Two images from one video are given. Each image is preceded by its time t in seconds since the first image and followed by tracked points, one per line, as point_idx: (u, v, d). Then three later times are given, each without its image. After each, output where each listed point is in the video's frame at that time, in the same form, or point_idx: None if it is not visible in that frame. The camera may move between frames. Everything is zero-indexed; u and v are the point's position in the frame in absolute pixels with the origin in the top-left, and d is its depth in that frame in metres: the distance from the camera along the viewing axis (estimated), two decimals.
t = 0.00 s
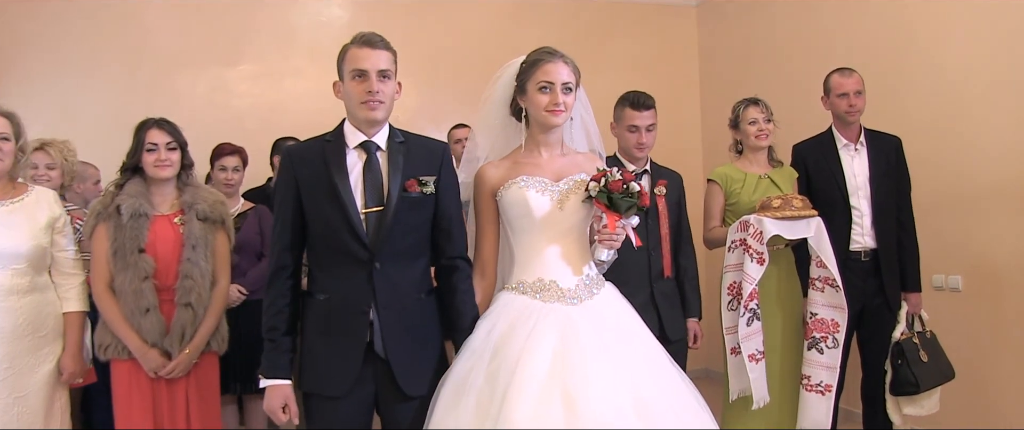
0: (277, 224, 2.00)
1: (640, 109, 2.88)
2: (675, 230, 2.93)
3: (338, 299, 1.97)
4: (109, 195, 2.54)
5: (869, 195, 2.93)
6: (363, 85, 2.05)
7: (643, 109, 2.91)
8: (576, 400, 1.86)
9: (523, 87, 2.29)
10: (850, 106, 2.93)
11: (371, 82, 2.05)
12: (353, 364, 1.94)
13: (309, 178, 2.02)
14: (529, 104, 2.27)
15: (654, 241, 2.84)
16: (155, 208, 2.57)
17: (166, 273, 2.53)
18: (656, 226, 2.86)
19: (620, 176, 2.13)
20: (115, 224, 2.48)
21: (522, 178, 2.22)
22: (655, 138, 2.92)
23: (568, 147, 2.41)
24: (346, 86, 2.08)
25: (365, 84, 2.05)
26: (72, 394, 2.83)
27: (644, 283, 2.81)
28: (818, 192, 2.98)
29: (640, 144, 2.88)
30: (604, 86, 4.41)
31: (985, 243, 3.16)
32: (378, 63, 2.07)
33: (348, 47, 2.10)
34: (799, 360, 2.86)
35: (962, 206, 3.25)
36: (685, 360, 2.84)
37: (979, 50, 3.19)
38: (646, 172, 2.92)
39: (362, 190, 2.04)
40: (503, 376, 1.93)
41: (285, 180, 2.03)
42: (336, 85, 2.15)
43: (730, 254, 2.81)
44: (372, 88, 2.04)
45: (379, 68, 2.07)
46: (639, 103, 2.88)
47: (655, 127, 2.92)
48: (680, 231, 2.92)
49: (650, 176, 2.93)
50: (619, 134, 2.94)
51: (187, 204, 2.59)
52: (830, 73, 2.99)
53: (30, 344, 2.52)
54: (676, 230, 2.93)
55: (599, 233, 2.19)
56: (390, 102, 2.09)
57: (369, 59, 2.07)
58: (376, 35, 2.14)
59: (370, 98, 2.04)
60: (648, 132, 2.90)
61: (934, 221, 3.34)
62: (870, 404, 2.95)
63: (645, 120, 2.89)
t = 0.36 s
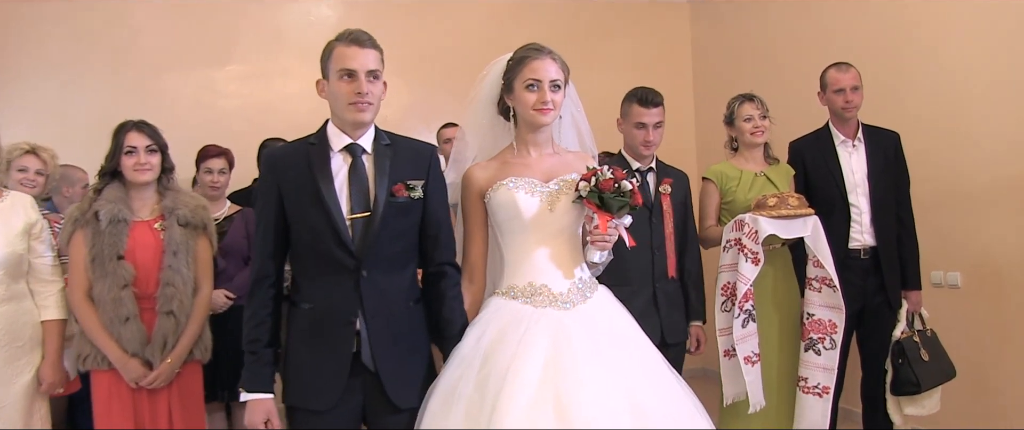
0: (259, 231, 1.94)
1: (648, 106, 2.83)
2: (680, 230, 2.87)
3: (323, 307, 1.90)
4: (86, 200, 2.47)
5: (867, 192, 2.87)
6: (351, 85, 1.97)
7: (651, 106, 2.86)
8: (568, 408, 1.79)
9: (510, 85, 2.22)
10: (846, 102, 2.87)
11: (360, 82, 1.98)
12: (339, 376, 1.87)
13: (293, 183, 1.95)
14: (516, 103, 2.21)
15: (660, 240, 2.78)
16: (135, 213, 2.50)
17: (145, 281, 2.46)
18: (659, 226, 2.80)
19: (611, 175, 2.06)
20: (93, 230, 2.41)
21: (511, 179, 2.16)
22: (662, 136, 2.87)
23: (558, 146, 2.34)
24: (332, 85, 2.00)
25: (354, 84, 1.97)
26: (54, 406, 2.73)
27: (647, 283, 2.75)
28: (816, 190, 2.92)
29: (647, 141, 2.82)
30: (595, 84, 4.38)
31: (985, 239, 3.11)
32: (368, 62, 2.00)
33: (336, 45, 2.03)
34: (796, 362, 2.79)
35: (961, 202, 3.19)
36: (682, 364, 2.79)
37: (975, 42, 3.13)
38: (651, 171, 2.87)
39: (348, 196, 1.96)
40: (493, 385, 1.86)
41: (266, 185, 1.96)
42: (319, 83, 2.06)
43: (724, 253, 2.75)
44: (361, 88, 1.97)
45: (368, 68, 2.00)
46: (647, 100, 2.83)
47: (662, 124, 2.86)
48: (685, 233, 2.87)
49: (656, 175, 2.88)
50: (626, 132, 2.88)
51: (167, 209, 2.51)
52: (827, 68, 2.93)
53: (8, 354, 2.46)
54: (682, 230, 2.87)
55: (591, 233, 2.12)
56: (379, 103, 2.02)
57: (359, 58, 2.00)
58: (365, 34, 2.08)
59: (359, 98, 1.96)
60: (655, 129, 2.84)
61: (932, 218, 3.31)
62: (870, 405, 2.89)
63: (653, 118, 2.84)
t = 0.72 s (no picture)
0: (224, 235, 1.86)
1: (630, 97, 2.80)
2: (666, 227, 2.83)
3: (294, 314, 1.84)
4: (48, 201, 2.37)
5: (852, 187, 2.85)
6: (338, 84, 1.90)
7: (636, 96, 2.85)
8: (553, 412, 1.75)
9: (491, 80, 2.17)
10: (828, 97, 2.86)
11: (346, 80, 1.91)
12: (313, 384, 1.81)
13: (260, 184, 1.87)
14: (499, 97, 2.15)
15: (643, 238, 2.74)
16: (100, 214, 2.40)
17: (112, 285, 2.37)
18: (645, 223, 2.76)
19: (596, 170, 2.01)
20: (56, 232, 2.31)
21: (496, 176, 2.10)
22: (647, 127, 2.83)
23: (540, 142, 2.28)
24: (312, 81, 1.90)
25: (340, 81, 1.90)
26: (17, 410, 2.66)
27: (629, 280, 2.72)
28: (799, 184, 2.89)
29: (630, 133, 2.79)
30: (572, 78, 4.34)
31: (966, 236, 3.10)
32: (350, 59, 1.94)
33: (314, 39, 1.93)
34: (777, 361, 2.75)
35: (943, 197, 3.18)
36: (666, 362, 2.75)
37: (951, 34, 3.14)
38: (638, 164, 2.83)
39: (318, 197, 1.89)
40: (475, 391, 1.81)
41: (231, 187, 1.88)
42: (290, 77, 1.95)
43: (707, 251, 2.71)
44: (349, 87, 1.91)
45: (352, 66, 1.93)
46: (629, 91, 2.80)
47: (647, 115, 2.82)
48: (671, 230, 2.83)
49: (643, 171, 2.85)
50: (609, 124, 2.85)
51: (133, 209, 2.42)
52: (809, 62, 2.90)
53: None
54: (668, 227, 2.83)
55: (577, 231, 2.07)
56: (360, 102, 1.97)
57: (343, 54, 1.92)
58: (338, 26, 1.99)
59: (347, 97, 1.90)
60: (638, 121, 2.82)
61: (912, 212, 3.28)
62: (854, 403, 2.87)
63: (635, 109, 2.81)
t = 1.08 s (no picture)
0: (203, 235, 1.77)
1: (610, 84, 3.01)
2: (657, 221, 2.77)
3: (279, 317, 1.74)
4: (15, 197, 2.26)
5: (847, 183, 2.81)
6: (332, 74, 1.81)
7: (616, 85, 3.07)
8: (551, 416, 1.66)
9: (487, 70, 2.09)
10: (821, 90, 2.81)
11: (340, 70, 1.82)
12: (301, 391, 1.72)
13: (241, 181, 1.78)
14: (495, 89, 2.08)
15: (633, 233, 2.67)
16: (70, 210, 2.30)
17: (85, 285, 2.26)
18: (634, 217, 2.69)
19: (602, 160, 1.98)
20: (24, 230, 2.20)
21: (487, 171, 2.04)
22: (628, 113, 3.03)
23: (535, 136, 2.23)
24: (302, 69, 1.80)
25: (334, 71, 1.81)
26: None
27: (622, 277, 2.65)
28: (794, 179, 2.85)
29: (613, 120, 2.99)
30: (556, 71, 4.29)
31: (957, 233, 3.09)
32: (343, 48, 1.84)
33: (306, 26, 1.83)
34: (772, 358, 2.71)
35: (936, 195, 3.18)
36: (658, 358, 2.70)
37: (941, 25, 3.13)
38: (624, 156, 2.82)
39: (305, 193, 1.81)
40: (471, 396, 1.72)
41: (211, 184, 1.78)
42: (278, 64, 1.85)
43: (701, 247, 2.68)
44: (342, 79, 1.82)
45: (346, 57, 1.85)
46: (608, 79, 3.02)
47: (627, 102, 3.04)
48: (661, 226, 2.78)
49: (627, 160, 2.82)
50: (592, 113, 3.05)
51: (107, 205, 2.32)
52: (803, 54, 2.85)
53: None
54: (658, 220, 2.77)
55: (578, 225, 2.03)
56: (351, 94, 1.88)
57: (336, 43, 1.83)
58: (329, 12, 1.90)
59: (340, 89, 1.82)
60: (620, 108, 3.01)
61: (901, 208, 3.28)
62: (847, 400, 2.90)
63: (617, 96, 3.01)
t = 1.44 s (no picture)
0: (188, 237, 1.66)
1: (607, 80, 2.98)
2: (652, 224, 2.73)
3: (272, 326, 1.65)
4: None
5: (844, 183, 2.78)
6: (327, 70, 1.71)
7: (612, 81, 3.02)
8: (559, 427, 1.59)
9: (489, 65, 2.04)
10: (819, 89, 2.79)
11: (335, 66, 1.72)
12: (294, 403, 1.63)
13: (230, 179, 1.68)
14: (497, 84, 2.03)
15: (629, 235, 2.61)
16: (45, 208, 2.18)
17: (60, 287, 2.15)
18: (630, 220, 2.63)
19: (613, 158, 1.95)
20: None
21: (486, 170, 1.98)
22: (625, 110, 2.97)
23: (539, 134, 2.17)
24: (296, 63, 1.71)
25: (329, 67, 1.72)
26: None
27: (618, 282, 2.58)
28: (792, 179, 2.82)
29: (609, 117, 2.93)
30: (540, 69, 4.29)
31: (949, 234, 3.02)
32: (339, 42, 1.75)
33: (301, 16, 1.73)
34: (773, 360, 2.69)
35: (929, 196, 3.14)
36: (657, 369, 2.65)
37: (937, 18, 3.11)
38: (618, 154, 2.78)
39: (298, 192, 1.71)
40: (476, 406, 1.65)
41: (197, 183, 1.67)
42: (270, 56, 1.75)
43: (699, 248, 2.63)
44: (337, 75, 1.72)
45: (342, 52, 1.75)
46: (605, 75, 2.99)
47: (623, 99, 2.98)
48: (656, 229, 2.74)
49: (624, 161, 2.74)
50: (587, 110, 2.99)
51: (84, 203, 2.20)
52: (802, 53, 2.83)
53: None
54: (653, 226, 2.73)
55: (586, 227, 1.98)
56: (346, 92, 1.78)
57: (332, 37, 1.73)
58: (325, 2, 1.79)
59: (334, 86, 1.72)
60: (617, 105, 2.96)
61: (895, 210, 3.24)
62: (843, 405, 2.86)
63: (613, 92, 2.96)
